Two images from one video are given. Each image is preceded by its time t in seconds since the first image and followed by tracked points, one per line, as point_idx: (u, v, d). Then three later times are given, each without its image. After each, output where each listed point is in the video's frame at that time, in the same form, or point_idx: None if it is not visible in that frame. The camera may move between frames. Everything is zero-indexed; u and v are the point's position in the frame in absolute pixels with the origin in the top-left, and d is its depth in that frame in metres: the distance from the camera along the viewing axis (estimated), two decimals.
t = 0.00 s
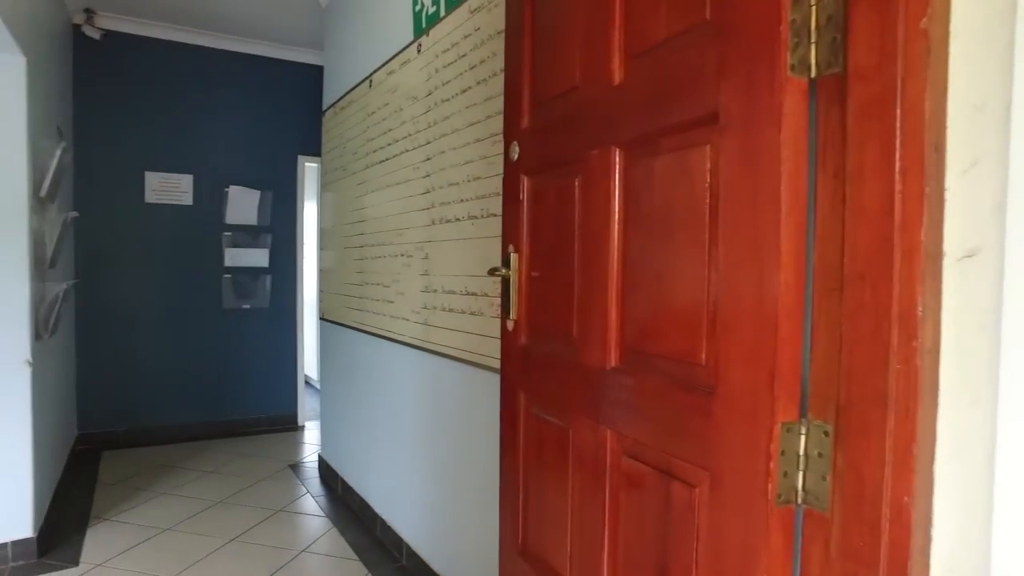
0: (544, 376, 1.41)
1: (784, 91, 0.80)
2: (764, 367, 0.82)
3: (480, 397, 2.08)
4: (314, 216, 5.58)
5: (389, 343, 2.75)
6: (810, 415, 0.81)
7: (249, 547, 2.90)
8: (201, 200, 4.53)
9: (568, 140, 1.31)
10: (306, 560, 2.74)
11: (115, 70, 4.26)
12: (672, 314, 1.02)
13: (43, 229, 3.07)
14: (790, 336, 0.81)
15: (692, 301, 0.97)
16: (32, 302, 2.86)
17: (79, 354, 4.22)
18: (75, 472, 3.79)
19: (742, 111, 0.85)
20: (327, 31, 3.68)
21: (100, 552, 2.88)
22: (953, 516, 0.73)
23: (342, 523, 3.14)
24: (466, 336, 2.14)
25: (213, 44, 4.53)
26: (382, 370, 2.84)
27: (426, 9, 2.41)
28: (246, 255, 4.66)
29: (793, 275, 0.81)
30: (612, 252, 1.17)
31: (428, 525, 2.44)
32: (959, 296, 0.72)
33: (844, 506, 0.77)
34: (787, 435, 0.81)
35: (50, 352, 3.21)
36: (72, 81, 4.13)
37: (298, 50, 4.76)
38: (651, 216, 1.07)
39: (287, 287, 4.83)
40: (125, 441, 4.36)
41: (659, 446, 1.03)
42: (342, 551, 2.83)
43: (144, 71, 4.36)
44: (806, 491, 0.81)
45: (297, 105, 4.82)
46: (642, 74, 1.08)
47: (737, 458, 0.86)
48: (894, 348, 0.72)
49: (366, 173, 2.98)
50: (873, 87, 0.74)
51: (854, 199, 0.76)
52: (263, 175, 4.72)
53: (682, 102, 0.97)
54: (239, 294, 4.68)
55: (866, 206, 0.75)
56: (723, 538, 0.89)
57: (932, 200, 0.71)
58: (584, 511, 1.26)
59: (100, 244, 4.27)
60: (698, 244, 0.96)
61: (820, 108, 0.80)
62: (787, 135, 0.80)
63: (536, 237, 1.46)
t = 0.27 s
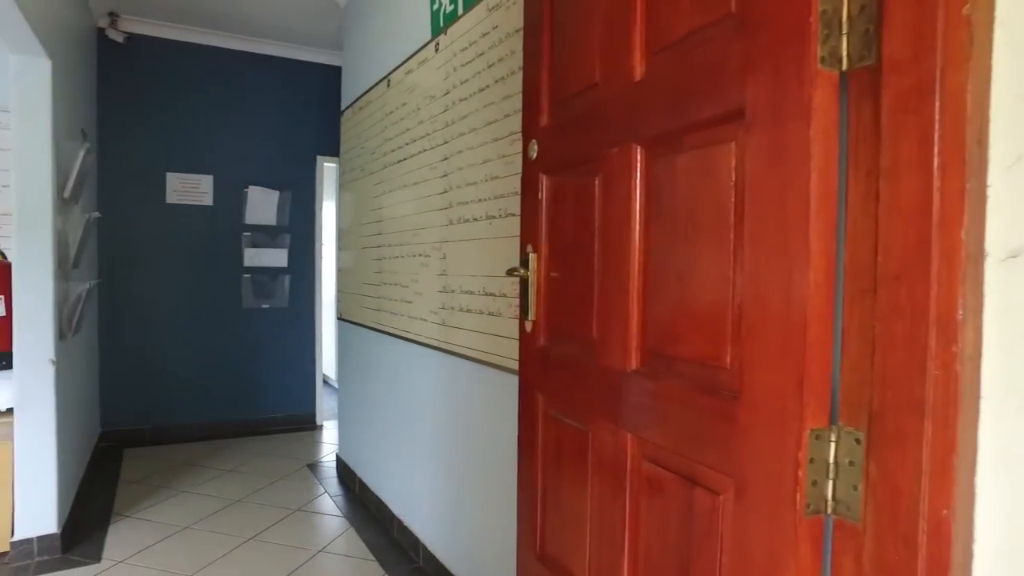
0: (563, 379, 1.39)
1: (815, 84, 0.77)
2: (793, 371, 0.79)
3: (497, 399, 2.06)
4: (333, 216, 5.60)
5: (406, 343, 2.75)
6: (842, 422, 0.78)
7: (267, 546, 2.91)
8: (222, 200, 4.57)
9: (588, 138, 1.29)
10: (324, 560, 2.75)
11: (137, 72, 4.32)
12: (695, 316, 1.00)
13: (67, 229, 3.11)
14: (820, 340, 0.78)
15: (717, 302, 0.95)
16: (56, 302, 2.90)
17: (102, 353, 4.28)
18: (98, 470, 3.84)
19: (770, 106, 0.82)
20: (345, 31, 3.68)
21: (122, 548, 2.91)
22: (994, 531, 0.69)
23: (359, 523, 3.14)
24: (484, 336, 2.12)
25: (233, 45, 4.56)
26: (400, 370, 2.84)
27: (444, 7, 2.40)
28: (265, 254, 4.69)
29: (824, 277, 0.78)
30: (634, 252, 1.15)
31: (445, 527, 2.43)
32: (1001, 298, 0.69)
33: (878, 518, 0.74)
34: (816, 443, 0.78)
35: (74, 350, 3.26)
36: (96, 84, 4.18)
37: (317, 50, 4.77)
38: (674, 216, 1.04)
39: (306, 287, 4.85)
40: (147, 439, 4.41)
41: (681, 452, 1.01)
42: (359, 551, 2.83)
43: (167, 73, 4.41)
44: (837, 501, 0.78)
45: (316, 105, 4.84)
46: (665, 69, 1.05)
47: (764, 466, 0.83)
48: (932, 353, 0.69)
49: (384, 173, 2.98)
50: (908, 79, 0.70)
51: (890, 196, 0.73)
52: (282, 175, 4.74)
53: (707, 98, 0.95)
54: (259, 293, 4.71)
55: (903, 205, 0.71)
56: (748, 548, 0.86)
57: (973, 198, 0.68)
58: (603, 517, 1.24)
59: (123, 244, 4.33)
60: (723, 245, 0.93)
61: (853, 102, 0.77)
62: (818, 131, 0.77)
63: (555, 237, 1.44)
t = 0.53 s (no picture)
0: (587, 380, 1.36)
1: (856, 73, 0.73)
2: (831, 376, 0.76)
3: (517, 401, 2.03)
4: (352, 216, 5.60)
5: (425, 343, 2.73)
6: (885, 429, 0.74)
7: (285, 546, 2.91)
8: (242, 201, 4.60)
9: (612, 134, 1.26)
10: (341, 561, 2.74)
11: (160, 74, 4.36)
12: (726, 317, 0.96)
13: (89, 228, 3.14)
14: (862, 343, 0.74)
15: (750, 303, 0.91)
16: (78, 300, 2.92)
17: (124, 352, 4.33)
18: (120, 467, 3.88)
19: (808, 97, 0.79)
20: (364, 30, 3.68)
21: (142, 546, 2.92)
22: None
23: (377, 524, 3.13)
24: (504, 337, 2.10)
25: (253, 46, 4.59)
26: (418, 371, 2.82)
27: (463, 4, 2.38)
28: (285, 254, 4.71)
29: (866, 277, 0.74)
30: (660, 251, 1.11)
31: (463, 529, 2.40)
32: None
33: (925, 532, 0.70)
34: (857, 451, 0.74)
35: (96, 349, 3.28)
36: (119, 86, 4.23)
37: (336, 51, 4.78)
38: (703, 213, 1.01)
39: (324, 287, 4.86)
40: (169, 437, 4.45)
41: (711, 457, 0.98)
42: (376, 553, 2.82)
43: (188, 74, 4.45)
44: (879, 513, 0.74)
45: (335, 105, 4.85)
46: (693, 61, 1.02)
47: (800, 474, 0.79)
48: (985, 357, 0.64)
49: (402, 173, 2.96)
50: (959, 66, 0.66)
51: (939, 191, 0.69)
52: (301, 176, 4.76)
53: (739, 90, 0.91)
54: (278, 293, 4.73)
55: (954, 200, 0.67)
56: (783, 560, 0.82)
57: None
58: (627, 523, 1.21)
59: (145, 244, 4.37)
60: (756, 243, 0.90)
61: (898, 91, 0.73)
62: (860, 122, 0.73)
63: (578, 236, 1.41)
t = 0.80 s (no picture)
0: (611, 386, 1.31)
1: (911, 60, 0.68)
2: (881, 386, 0.71)
3: (537, 404, 1.99)
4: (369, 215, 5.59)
5: (443, 344, 2.70)
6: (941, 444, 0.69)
7: (303, 548, 2.89)
8: (260, 201, 4.60)
9: (639, 130, 1.21)
10: (358, 564, 2.71)
11: (179, 75, 4.37)
12: (762, 321, 0.92)
13: (109, 229, 3.15)
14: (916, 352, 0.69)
15: (789, 307, 0.87)
16: (98, 301, 2.93)
17: (144, 351, 4.35)
18: (140, 467, 3.90)
19: (855, 88, 0.73)
20: (382, 29, 3.65)
21: (160, 546, 2.92)
22: None
23: (395, 526, 3.10)
24: (523, 339, 2.06)
25: (272, 47, 4.59)
26: (436, 372, 2.79)
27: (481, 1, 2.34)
28: (302, 254, 4.71)
29: (920, 281, 0.69)
30: (691, 252, 1.07)
31: (482, 533, 2.37)
32: None
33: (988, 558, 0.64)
34: (910, 468, 0.69)
35: (115, 349, 3.29)
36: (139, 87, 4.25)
37: (353, 50, 4.77)
38: (738, 212, 0.96)
39: (342, 288, 4.85)
40: (188, 436, 4.47)
41: (746, 469, 0.93)
42: (393, 556, 2.79)
43: (207, 75, 4.46)
44: (934, 535, 0.68)
45: (352, 105, 4.84)
46: (727, 52, 0.97)
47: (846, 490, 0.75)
48: None
49: (420, 172, 2.94)
50: None
51: (1004, 187, 0.63)
52: (319, 176, 4.75)
53: (777, 81, 0.86)
54: (296, 293, 4.73)
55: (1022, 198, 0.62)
56: None
57: None
58: (654, 534, 1.16)
59: (164, 244, 4.39)
60: (796, 244, 0.85)
61: (957, 78, 0.67)
62: (914, 114, 0.68)
63: (603, 236, 1.36)
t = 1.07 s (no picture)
0: (636, 394, 1.27)
1: (970, 50, 0.62)
2: (937, 403, 0.65)
3: (557, 409, 1.94)
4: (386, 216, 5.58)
5: (461, 347, 2.66)
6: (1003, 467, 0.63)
7: (319, 551, 2.87)
8: (277, 202, 4.60)
9: (667, 128, 1.17)
10: (374, 568, 2.68)
11: (198, 76, 4.39)
12: (800, 330, 0.86)
13: (127, 230, 3.15)
14: (977, 367, 0.63)
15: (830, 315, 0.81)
16: (116, 301, 2.93)
17: (163, 352, 4.37)
18: (158, 467, 3.91)
19: (907, 80, 0.68)
20: (399, 29, 3.63)
21: (177, 548, 2.92)
22: None
23: (411, 530, 3.07)
24: (543, 343, 2.01)
25: (290, 48, 4.59)
26: (454, 375, 2.75)
27: None
28: (319, 255, 4.70)
29: (981, 289, 0.63)
30: (721, 256, 1.02)
31: (499, 540, 2.32)
32: None
33: None
34: (968, 491, 0.63)
35: (133, 351, 3.30)
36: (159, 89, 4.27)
37: (370, 50, 4.75)
38: (773, 214, 0.91)
39: (359, 289, 4.84)
40: (206, 436, 4.48)
41: (782, 486, 0.88)
42: (410, 560, 2.76)
43: (226, 76, 4.47)
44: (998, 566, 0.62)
45: (369, 105, 4.82)
46: (760, 45, 0.92)
47: (897, 513, 0.69)
48: None
49: (438, 172, 2.90)
50: None
51: None
52: (336, 176, 4.74)
53: (817, 74, 0.81)
54: (313, 294, 4.73)
55: None
56: None
57: None
58: (681, 551, 1.11)
59: (183, 245, 4.40)
60: (837, 248, 0.80)
61: None
62: (975, 107, 0.62)
63: (626, 238, 1.32)
